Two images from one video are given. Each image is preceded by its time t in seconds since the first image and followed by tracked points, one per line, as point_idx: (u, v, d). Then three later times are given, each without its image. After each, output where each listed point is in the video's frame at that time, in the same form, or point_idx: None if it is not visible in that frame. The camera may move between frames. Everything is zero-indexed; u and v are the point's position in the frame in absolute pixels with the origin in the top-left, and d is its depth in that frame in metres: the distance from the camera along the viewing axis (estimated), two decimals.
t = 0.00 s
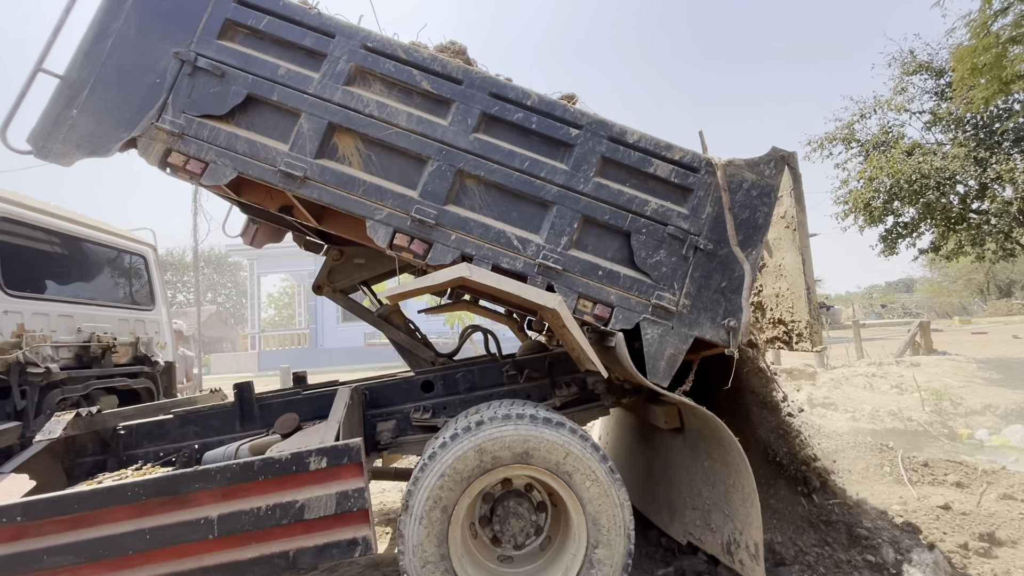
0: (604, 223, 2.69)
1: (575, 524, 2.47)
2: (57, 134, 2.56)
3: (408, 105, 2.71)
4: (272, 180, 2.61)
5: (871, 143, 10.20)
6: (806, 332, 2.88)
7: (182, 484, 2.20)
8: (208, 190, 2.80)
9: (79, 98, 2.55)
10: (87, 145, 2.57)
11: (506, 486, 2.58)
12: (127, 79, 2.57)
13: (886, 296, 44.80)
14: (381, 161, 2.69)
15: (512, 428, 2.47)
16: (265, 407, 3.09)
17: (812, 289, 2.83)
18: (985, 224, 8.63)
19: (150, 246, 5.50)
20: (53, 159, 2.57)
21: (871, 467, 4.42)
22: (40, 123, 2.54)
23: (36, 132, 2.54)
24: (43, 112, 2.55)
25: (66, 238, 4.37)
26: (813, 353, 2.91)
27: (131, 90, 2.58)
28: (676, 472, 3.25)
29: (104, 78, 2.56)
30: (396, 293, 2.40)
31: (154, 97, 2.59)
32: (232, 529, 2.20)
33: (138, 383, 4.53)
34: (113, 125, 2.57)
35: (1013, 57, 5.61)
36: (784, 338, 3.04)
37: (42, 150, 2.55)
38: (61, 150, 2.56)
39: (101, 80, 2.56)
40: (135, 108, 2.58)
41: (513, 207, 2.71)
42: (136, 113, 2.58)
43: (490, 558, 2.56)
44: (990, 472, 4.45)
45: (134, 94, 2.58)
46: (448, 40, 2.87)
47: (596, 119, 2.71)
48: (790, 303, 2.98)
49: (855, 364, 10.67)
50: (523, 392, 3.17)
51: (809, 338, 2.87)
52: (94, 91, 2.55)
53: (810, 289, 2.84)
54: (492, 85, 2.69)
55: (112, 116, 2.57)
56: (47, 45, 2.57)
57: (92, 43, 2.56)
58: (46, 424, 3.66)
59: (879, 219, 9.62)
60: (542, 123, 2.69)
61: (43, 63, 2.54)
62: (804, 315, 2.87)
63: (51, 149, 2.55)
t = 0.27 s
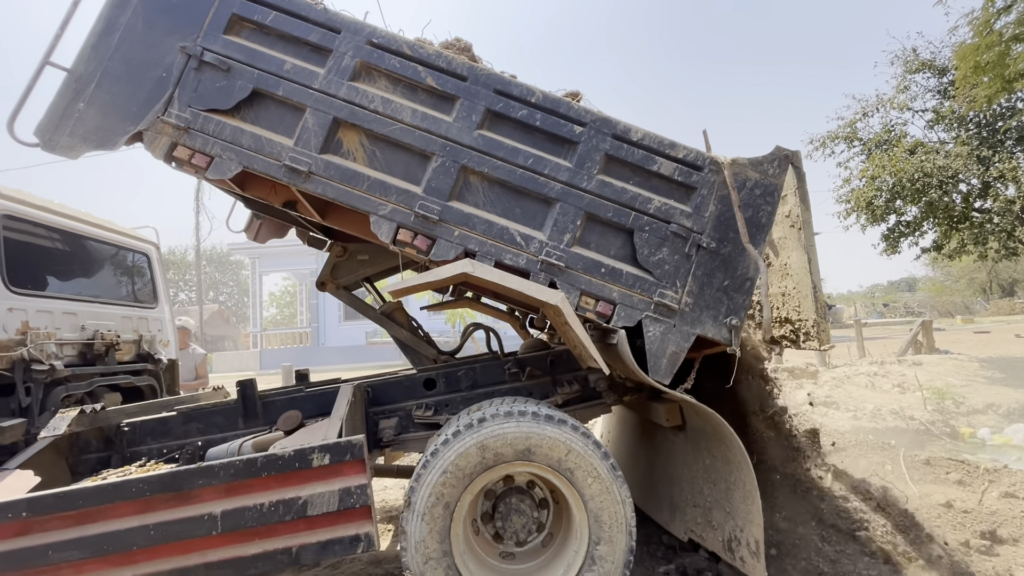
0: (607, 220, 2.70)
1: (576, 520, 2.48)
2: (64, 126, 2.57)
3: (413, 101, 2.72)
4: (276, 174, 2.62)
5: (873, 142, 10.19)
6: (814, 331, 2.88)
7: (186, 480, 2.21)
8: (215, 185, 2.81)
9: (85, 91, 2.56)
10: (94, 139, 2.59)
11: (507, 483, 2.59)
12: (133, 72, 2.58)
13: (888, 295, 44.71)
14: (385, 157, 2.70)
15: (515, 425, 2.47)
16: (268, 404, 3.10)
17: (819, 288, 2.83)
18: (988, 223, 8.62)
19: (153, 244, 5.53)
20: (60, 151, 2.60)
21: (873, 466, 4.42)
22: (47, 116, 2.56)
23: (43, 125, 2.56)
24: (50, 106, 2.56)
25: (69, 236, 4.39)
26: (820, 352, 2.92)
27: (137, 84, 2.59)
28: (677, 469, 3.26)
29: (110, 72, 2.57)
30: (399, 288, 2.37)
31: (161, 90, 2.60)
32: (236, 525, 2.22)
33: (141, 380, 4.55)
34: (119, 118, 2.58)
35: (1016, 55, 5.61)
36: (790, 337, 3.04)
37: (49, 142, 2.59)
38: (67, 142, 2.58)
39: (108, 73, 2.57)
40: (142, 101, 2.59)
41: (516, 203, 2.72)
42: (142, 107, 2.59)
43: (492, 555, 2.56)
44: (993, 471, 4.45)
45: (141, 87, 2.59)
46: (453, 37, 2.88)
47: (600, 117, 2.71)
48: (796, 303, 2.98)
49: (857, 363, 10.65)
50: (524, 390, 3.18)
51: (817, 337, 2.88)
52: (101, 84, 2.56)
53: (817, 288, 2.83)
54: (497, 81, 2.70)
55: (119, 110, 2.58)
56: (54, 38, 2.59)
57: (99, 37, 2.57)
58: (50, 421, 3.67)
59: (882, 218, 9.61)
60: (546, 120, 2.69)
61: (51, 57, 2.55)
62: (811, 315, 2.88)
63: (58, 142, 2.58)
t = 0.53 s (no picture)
0: (607, 220, 2.70)
1: (575, 520, 2.48)
2: (67, 122, 2.58)
3: (415, 99, 2.72)
4: (278, 171, 2.63)
5: (874, 141, 10.17)
6: (800, 334, 2.87)
7: (186, 479, 2.22)
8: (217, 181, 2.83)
9: (89, 86, 2.57)
10: (97, 134, 2.59)
11: (507, 483, 2.60)
12: (136, 68, 2.58)
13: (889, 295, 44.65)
14: (387, 155, 2.71)
15: (514, 425, 2.48)
16: (268, 403, 3.11)
17: (809, 291, 2.82)
18: (990, 222, 8.61)
19: (154, 244, 5.54)
20: (63, 146, 2.62)
21: (873, 466, 4.42)
22: (51, 111, 2.57)
23: (47, 120, 2.57)
24: (54, 101, 2.57)
25: (70, 236, 4.40)
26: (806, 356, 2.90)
27: (140, 80, 2.59)
28: (676, 470, 3.26)
29: (114, 67, 2.57)
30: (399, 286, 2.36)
31: (163, 87, 2.61)
32: (235, 525, 2.22)
33: (142, 379, 4.56)
34: (122, 114, 2.59)
35: (1017, 54, 5.60)
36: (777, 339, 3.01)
37: (53, 137, 2.60)
38: (71, 137, 2.60)
39: (111, 69, 2.57)
40: (144, 97, 2.59)
41: (517, 202, 2.72)
42: (145, 103, 2.59)
43: (491, 554, 2.57)
44: (993, 471, 4.45)
45: (143, 83, 2.59)
46: (456, 36, 2.89)
47: (602, 116, 2.71)
48: (787, 305, 2.98)
49: (858, 363, 10.64)
50: (524, 390, 3.18)
51: (803, 339, 2.86)
52: (104, 80, 2.57)
53: (807, 291, 2.82)
54: (499, 80, 2.70)
55: (121, 106, 2.58)
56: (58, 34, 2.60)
57: (103, 32, 2.57)
58: (51, 421, 3.68)
59: (883, 218, 9.60)
60: (548, 119, 2.69)
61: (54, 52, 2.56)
62: (800, 317, 2.86)
63: (61, 137, 2.59)
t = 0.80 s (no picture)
0: (609, 219, 2.70)
1: (576, 520, 2.48)
2: (71, 117, 2.58)
3: (418, 97, 2.72)
4: (280, 168, 2.64)
5: (875, 141, 10.17)
6: (788, 334, 2.85)
7: (186, 479, 2.22)
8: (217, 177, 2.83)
9: (93, 82, 2.58)
10: (100, 130, 2.59)
11: (507, 483, 2.60)
12: (140, 65, 2.59)
13: (890, 295, 44.61)
14: (389, 153, 2.71)
15: (514, 425, 2.48)
16: (269, 403, 3.12)
17: (799, 291, 2.82)
18: (990, 222, 8.60)
19: (154, 244, 5.54)
20: (67, 142, 2.60)
21: (874, 466, 4.42)
22: (55, 106, 2.58)
23: (50, 115, 2.58)
24: (57, 97, 2.57)
25: (71, 236, 4.40)
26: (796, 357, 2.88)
27: (144, 76, 2.59)
28: (676, 469, 3.27)
29: (118, 63, 2.57)
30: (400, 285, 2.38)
31: (167, 83, 2.61)
32: (236, 524, 2.23)
33: (143, 379, 4.56)
34: (125, 110, 2.59)
35: (1019, 54, 5.60)
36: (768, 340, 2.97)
37: (56, 133, 2.59)
38: (74, 133, 2.59)
39: (115, 65, 2.57)
40: (148, 93, 2.60)
41: (519, 201, 2.72)
42: (148, 99, 2.59)
43: (492, 554, 2.57)
44: (994, 471, 4.45)
45: (147, 80, 2.59)
46: (459, 35, 2.89)
47: (604, 116, 2.71)
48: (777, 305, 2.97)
49: (859, 364, 10.62)
50: (525, 390, 3.18)
51: (790, 340, 2.84)
52: (108, 76, 2.57)
53: (797, 291, 2.82)
54: (501, 79, 2.70)
55: (125, 102, 2.59)
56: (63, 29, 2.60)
57: (108, 28, 2.58)
58: (52, 421, 3.69)
59: (883, 218, 9.60)
60: (550, 119, 2.70)
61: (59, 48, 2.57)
62: (789, 317, 2.85)
63: (65, 132, 2.58)
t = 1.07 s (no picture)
0: (611, 219, 2.70)
1: (576, 520, 2.49)
2: (76, 111, 2.60)
3: (421, 95, 2.73)
4: (284, 164, 2.64)
5: (876, 141, 10.16)
6: (785, 335, 2.79)
7: (187, 478, 2.22)
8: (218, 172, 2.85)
9: (98, 77, 2.58)
10: (104, 124, 2.61)
11: (507, 483, 2.60)
12: (145, 60, 2.59)
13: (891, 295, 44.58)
14: (392, 150, 2.71)
15: (514, 424, 2.49)
16: (270, 402, 3.12)
17: (798, 292, 2.73)
18: (991, 223, 8.60)
19: (155, 243, 5.55)
20: (71, 136, 2.63)
21: (874, 465, 4.43)
22: (60, 101, 2.59)
23: (55, 109, 2.59)
24: (62, 92, 2.58)
25: (72, 235, 4.41)
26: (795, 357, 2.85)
27: (149, 71, 2.60)
28: (677, 469, 3.27)
29: (123, 58, 2.58)
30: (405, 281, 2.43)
31: (172, 79, 2.62)
32: (237, 523, 2.23)
33: (143, 378, 4.57)
34: (130, 105, 2.60)
35: (1020, 54, 5.61)
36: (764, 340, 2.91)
37: (61, 127, 2.61)
38: (78, 127, 2.61)
39: (120, 60, 2.58)
40: (152, 88, 2.60)
41: (521, 200, 2.73)
42: (153, 94, 2.60)
43: (492, 553, 2.58)
44: (994, 471, 4.46)
45: (152, 75, 2.60)
46: (464, 33, 2.89)
47: (607, 115, 2.72)
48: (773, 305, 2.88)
49: (859, 364, 10.61)
50: (525, 390, 3.18)
51: (788, 341, 2.79)
52: (113, 71, 2.58)
53: (796, 292, 2.73)
54: (505, 78, 2.70)
55: (129, 97, 2.60)
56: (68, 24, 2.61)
57: (113, 23, 2.58)
58: (53, 420, 3.69)
59: (884, 218, 9.60)
60: (553, 118, 2.70)
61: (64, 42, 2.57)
62: (786, 318, 2.79)
63: (69, 127, 2.60)
